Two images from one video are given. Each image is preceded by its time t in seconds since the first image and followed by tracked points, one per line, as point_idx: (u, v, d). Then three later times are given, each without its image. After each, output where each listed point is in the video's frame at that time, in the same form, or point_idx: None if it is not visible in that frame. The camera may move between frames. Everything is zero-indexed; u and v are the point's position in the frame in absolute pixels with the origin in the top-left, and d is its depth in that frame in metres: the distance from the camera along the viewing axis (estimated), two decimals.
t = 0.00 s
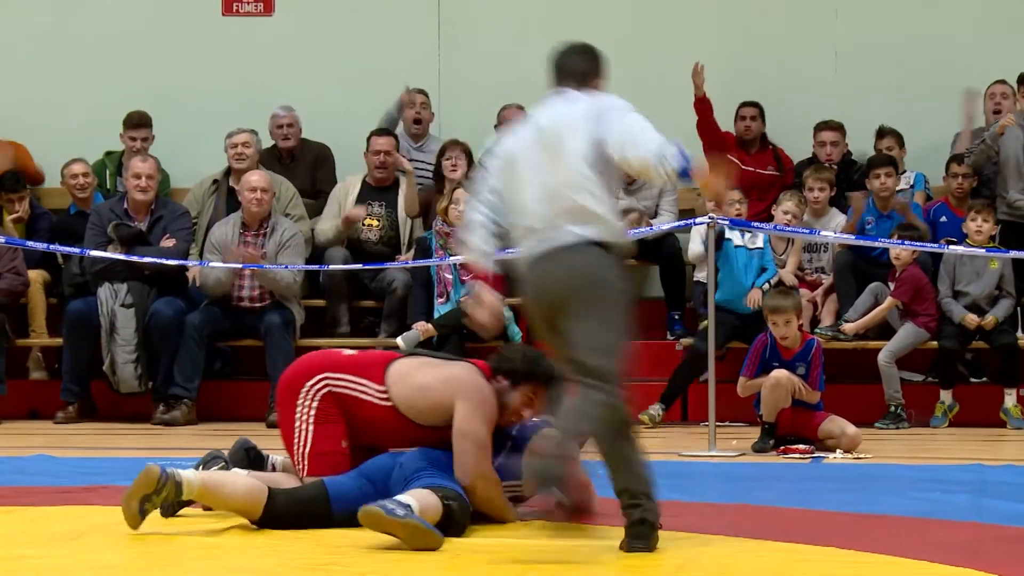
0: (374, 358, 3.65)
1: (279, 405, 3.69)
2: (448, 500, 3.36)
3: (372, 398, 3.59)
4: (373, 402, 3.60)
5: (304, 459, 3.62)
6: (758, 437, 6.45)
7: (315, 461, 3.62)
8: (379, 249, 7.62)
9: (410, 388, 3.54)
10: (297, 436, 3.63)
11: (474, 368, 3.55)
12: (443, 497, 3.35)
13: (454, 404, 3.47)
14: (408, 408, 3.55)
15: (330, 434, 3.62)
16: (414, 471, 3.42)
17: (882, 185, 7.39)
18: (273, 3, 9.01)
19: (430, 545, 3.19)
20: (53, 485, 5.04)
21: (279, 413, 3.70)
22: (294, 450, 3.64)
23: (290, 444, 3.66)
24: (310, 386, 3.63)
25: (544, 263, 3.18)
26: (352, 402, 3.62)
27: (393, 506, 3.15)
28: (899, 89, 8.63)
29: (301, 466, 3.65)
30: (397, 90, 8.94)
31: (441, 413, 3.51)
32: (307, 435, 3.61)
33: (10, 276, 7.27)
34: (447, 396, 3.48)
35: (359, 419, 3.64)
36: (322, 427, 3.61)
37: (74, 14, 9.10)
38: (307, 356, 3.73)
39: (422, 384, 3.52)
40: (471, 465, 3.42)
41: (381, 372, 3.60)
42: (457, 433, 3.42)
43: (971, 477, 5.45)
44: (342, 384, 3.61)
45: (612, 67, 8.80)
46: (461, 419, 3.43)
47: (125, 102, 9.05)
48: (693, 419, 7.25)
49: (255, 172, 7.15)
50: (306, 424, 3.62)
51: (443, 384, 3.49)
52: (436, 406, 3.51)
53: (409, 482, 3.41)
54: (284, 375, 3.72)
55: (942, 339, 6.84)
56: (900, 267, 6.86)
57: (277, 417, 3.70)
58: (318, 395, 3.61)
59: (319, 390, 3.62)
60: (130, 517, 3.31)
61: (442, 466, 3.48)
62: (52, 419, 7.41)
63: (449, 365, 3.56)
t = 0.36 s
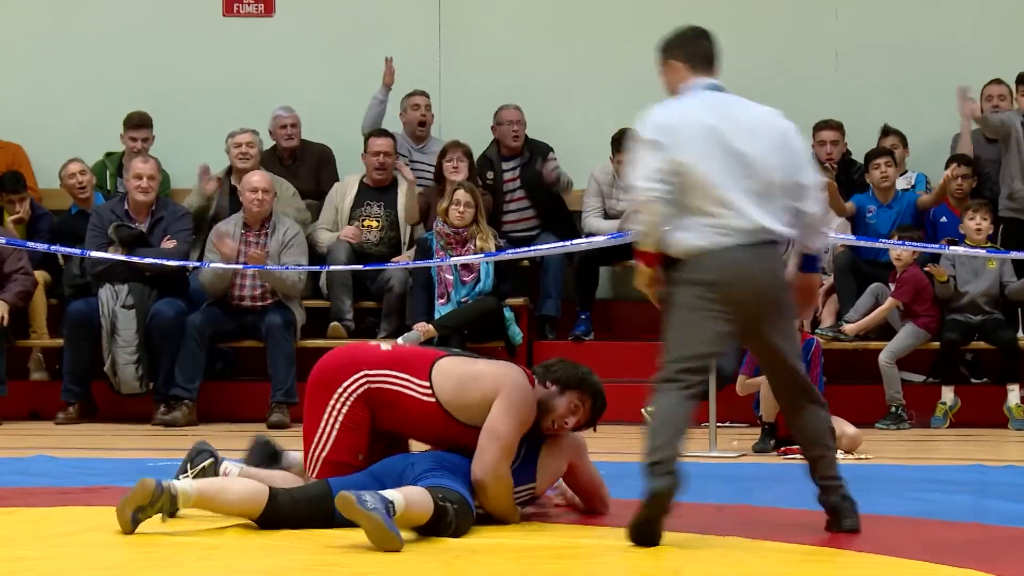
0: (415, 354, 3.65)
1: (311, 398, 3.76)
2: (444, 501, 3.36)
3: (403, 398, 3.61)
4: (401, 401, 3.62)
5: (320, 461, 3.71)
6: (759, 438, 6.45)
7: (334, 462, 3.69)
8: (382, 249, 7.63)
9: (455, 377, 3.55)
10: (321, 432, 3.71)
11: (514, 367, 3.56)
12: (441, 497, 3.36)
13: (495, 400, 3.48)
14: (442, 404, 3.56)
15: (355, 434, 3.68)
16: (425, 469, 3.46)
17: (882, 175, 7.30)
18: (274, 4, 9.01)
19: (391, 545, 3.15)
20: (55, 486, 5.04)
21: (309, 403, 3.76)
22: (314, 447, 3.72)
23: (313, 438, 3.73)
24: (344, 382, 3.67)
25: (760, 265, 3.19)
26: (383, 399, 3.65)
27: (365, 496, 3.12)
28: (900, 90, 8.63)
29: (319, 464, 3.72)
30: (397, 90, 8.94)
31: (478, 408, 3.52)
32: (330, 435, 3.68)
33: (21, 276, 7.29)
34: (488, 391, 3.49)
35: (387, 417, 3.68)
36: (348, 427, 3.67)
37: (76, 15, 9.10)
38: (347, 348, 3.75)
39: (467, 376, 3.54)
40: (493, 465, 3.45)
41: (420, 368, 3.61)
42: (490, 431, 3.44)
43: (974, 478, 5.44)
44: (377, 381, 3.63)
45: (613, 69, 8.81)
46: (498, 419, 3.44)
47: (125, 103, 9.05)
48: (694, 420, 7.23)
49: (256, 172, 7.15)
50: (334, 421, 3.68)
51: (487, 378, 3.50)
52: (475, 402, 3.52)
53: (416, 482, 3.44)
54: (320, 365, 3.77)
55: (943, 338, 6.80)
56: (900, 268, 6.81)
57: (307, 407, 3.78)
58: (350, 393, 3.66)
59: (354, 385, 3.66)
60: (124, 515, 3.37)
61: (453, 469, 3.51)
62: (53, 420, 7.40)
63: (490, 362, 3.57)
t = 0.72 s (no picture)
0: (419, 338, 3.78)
1: (314, 377, 3.70)
2: (446, 503, 3.36)
3: (416, 369, 3.67)
4: (412, 374, 3.67)
5: (323, 429, 3.60)
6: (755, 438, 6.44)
7: (340, 433, 3.60)
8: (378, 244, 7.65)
9: (465, 362, 3.66)
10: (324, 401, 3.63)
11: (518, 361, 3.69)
12: (443, 500, 3.35)
13: (506, 381, 3.59)
14: (451, 383, 3.65)
15: (361, 405, 3.64)
16: (428, 466, 3.45)
17: (878, 170, 7.29)
18: (271, 4, 9.01)
19: (422, 548, 3.16)
20: (50, 485, 5.04)
21: (312, 383, 3.70)
22: (316, 419, 3.61)
23: (316, 410, 3.62)
24: (354, 355, 3.68)
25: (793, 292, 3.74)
26: (390, 375, 3.68)
27: (391, 505, 3.16)
28: (896, 90, 8.64)
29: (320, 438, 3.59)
30: (394, 90, 8.94)
31: (486, 395, 3.62)
32: (339, 404, 3.61)
33: (20, 272, 7.32)
34: (497, 377, 3.61)
35: (393, 395, 3.70)
36: (356, 398, 3.63)
37: (72, 15, 9.10)
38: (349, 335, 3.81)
39: (477, 363, 3.65)
40: (503, 439, 3.47)
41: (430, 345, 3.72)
42: (503, 407, 3.51)
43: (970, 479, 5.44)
44: (390, 352, 3.68)
45: (610, 69, 8.81)
46: (509, 398, 3.54)
47: (122, 103, 9.05)
48: (690, 421, 7.22)
49: (252, 172, 7.16)
50: (342, 390, 3.63)
51: (499, 362, 3.64)
52: (486, 387, 3.62)
53: (418, 484, 3.41)
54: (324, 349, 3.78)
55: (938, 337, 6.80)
56: (897, 268, 6.77)
57: (309, 388, 3.70)
58: (361, 365, 3.66)
59: (365, 357, 3.67)
60: (119, 515, 3.39)
61: (455, 472, 3.50)
62: (49, 421, 7.39)
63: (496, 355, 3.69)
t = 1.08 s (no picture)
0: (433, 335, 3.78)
1: (360, 369, 3.58)
2: (452, 508, 3.36)
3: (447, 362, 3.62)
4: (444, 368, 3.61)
5: (411, 396, 3.46)
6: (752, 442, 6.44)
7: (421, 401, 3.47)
8: (376, 244, 7.63)
9: (497, 363, 3.68)
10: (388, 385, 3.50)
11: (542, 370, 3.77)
12: (450, 504, 3.36)
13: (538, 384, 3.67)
14: (482, 380, 3.64)
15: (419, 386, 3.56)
16: (448, 466, 3.48)
17: (876, 171, 7.29)
18: (268, 8, 9.01)
19: (432, 549, 3.17)
20: (46, 489, 5.04)
21: (360, 375, 3.57)
22: (393, 392, 3.46)
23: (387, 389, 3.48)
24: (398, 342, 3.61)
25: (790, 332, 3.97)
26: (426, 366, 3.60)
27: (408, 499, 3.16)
28: (891, 95, 8.65)
29: (411, 405, 3.44)
30: (391, 94, 8.94)
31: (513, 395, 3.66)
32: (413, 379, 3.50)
33: (8, 274, 7.35)
34: (529, 381, 3.67)
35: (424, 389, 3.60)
36: (421, 376, 3.54)
37: (69, 18, 9.09)
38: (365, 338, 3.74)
39: (509, 365, 3.69)
40: (534, 434, 3.54)
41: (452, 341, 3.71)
42: (537, 406, 3.60)
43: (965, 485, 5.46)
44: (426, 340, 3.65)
45: (606, 74, 8.82)
46: (543, 399, 3.63)
47: (119, 107, 9.05)
48: (687, 425, 7.22)
49: (246, 178, 7.17)
50: (406, 368, 3.54)
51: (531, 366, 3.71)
52: (517, 386, 3.66)
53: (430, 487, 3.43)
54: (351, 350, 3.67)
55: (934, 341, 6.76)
56: (892, 272, 6.78)
57: (359, 380, 3.56)
58: (408, 347, 3.60)
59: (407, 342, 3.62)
60: (120, 523, 3.37)
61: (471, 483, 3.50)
62: (45, 424, 7.38)
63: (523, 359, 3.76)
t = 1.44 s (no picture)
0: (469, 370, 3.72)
1: (437, 419, 3.47)
2: (460, 512, 3.45)
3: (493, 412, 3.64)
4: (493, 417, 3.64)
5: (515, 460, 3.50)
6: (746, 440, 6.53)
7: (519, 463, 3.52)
8: (374, 250, 7.69)
9: (521, 392, 3.76)
10: (490, 445, 3.47)
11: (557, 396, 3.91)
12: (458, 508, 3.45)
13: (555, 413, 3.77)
14: (510, 422, 3.71)
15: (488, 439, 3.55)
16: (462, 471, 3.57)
17: (869, 174, 7.33)
18: (267, 10, 9.07)
19: (437, 546, 3.21)
20: (46, 487, 5.11)
21: (438, 428, 3.47)
22: (496, 458, 3.46)
23: (478, 450, 3.44)
24: (470, 392, 3.54)
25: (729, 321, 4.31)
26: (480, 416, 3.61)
27: (425, 495, 3.21)
28: (885, 97, 8.72)
29: (513, 469, 3.49)
30: (390, 96, 9.02)
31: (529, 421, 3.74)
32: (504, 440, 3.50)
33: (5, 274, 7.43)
34: (548, 410, 3.77)
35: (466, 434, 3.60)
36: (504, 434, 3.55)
37: (69, 20, 9.16)
38: (414, 376, 3.57)
39: (533, 394, 3.77)
40: (549, 462, 3.63)
41: (494, 383, 3.69)
42: (550, 430, 3.71)
43: (955, 484, 5.53)
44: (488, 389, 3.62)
45: (602, 76, 8.90)
46: (559, 427, 3.73)
47: (119, 109, 9.12)
48: (681, 423, 7.29)
49: (244, 179, 7.22)
50: (489, 427, 3.52)
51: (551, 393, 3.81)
52: (530, 413, 3.74)
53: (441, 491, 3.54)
54: (414, 393, 3.51)
55: (928, 342, 6.84)
56: (884, 273, 6.86)
57: (437, 433, 3.46)
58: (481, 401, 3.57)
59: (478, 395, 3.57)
60: (123, 522, 3.45)
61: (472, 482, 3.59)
62: (45, 423, 7.45)
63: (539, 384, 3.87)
